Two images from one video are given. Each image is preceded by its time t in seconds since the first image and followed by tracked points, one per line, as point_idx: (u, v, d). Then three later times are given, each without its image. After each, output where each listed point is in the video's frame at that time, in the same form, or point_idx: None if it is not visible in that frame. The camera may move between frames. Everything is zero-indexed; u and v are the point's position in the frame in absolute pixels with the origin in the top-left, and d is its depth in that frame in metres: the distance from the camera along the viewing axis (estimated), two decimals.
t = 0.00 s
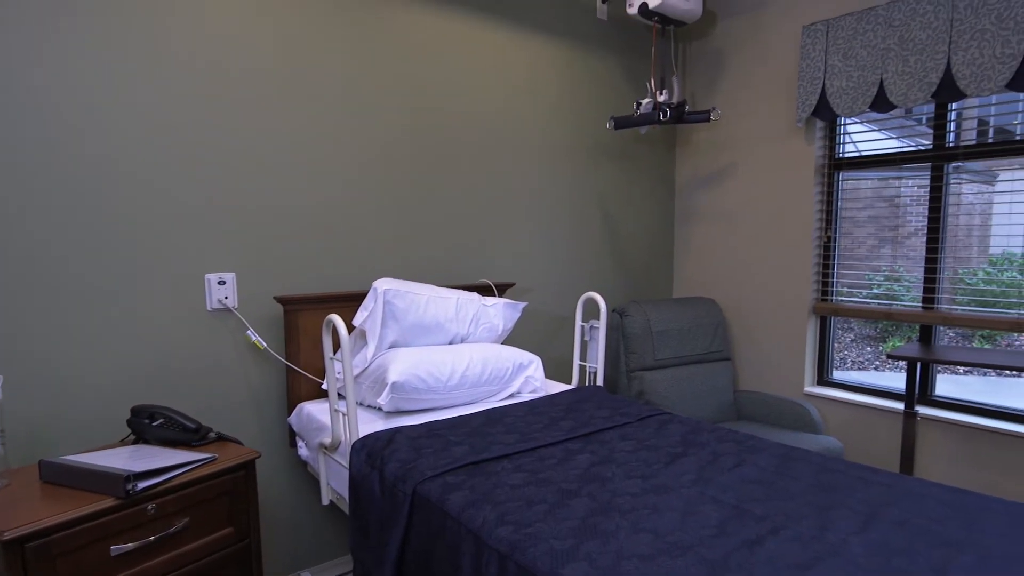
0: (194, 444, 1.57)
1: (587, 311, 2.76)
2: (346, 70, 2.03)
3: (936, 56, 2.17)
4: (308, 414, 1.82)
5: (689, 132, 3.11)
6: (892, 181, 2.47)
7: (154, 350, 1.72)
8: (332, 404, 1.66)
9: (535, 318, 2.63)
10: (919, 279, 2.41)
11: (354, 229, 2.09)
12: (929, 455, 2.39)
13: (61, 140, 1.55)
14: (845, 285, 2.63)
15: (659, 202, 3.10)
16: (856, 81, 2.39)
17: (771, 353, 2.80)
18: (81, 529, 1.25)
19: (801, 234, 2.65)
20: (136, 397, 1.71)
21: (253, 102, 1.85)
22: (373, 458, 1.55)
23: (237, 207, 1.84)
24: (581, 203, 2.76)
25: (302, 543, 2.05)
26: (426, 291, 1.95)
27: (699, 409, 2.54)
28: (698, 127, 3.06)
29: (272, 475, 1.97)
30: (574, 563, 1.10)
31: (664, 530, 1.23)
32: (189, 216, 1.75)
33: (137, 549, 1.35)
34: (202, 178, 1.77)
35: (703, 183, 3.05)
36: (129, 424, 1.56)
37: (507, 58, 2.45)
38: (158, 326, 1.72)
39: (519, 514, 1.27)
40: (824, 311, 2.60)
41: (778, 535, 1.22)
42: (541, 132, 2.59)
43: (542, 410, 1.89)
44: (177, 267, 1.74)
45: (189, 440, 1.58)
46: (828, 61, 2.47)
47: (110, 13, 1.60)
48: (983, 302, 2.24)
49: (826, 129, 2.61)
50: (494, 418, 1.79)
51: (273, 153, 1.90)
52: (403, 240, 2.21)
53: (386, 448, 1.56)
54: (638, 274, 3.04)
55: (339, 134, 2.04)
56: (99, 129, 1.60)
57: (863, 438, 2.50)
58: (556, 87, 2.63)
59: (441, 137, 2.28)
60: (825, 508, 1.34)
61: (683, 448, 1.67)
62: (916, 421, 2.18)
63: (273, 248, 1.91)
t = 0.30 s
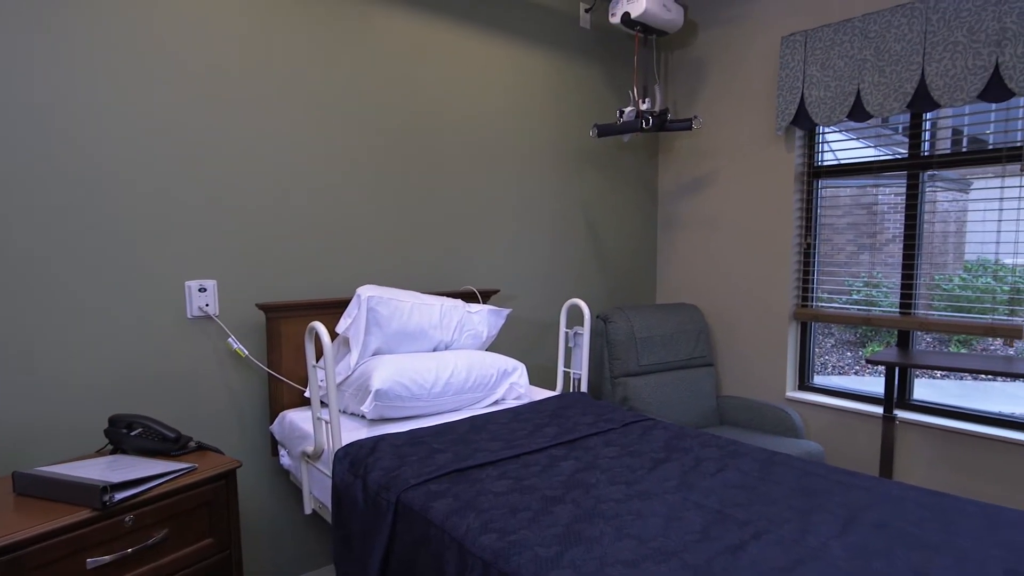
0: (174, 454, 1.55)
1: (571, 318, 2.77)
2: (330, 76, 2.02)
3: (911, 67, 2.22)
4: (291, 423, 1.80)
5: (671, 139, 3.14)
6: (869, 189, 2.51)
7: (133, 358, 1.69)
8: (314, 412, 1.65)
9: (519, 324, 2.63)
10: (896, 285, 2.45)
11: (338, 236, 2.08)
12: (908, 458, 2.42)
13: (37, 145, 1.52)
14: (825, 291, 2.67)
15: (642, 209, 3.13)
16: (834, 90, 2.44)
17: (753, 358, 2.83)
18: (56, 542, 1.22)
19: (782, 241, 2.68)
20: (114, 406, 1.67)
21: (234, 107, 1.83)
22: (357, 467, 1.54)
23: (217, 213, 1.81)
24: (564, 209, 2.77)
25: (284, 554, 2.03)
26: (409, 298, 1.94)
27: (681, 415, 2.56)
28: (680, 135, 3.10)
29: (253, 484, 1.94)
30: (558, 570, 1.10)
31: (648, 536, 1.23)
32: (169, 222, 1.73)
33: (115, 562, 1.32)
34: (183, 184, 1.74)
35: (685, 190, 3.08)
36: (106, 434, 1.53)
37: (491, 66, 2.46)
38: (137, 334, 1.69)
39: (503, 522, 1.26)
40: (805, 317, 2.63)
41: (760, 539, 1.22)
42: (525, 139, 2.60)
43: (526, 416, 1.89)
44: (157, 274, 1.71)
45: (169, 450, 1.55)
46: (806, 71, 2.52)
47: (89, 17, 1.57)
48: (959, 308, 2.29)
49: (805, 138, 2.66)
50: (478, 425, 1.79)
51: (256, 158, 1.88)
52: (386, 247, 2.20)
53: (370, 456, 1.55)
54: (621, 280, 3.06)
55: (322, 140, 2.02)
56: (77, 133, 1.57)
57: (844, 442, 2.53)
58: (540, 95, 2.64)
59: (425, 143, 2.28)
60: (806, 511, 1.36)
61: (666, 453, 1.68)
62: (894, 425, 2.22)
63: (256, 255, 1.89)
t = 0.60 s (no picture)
0: (155, 464, 1.53)
1: (557, 325, 2.78)
2: (315, 82, 2.02)
3: (889, 77, 2.27)
4: (274, 431, 1.78)
5: (655, 148, 3.17)
6: (850, 197, 2.55)
7: (113, 367, 1.66)
8: (298, 420, 1.64)
9: (505, 331, 2.63)
10: (877, 291, 2.49)
11: (322, 243, 2.06)
12: (889, 462, 2.45)
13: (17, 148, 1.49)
14: (807, 298, 2.70)
15: (627, 216, 3.15)
16: (814, 100, 2.48)
17: (737, 364, 2.85)
18: (32, 555, 1.20)
19: (765, 248, 2.71)
20: (93, 415, 1.64)
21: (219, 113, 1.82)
22: (341, 475, 1.52)
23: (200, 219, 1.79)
24: (550, 217, 2.78)
25: (266, 564, 2.00)
26: (395, 306, 1.94)
27: (667, 422, 2.57)
28: (664, 143, 3.13)
29: (234, 494, 1.92)
30: None
31: (633, 542, 1.23)
32: (151, 228, 1.70)
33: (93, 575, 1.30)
34: (165, 189, 1.73)
35: (669, 198, 3.11)
36: (85, 444, 1.51)
37: (477, 74, 2.47)
38: (117, 342, 1.67)
39: (489, 530, 1.26)
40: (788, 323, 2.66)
41: (744, 544, 1.23)
42: (511, 146, 2.61)
43: (512, 423, 1.89)
44: (139, 281, 1.69)
45: (150, 460, 1.53)
46: (788, 81, 2.56)
47: (71, 20, 1.56)
48: (938, 314, 2.33)
49: (786, 146, 2.70)
50: (463, 432, 1.78)
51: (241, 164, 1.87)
52: (371, 254, 2.19)
53: (354, 465, 1.54)
54: (607, 287, 3.08)
55: (307, 147, 2.01)
56: (58, 137, 1.55)
57: (827, 447, 2.56)
58: (526, 102, 2.66)
59: (411, 150, 2.28)
60: (789, 516, 1.37)
61: (651, 459, 1.68)
62: (876, 430, 2.25)
63: (239, 262, 1.88)
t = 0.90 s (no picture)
0: (135, 475, 1.50)
1: (543, 331, 2.78)
2: (301, 89, 2.02)
3: (869, 87, 2.31)
4: (259, 440, 1.77)
5: (641, 156, 3.20)
6: (832, 205, 2.59)
7: (93, 375, 1.64)
8: (283, 429, 1.62)
9: (492, 338, 2.63)
10: (859, 297, 2.53)
11: (308, 249, 2.06)
12: (872, 467, 2.48)
13: None
14: (791, 304, 2.73)
15: (613, 224, 3.17)
16: (796, 109, 2.52)
17: (723, 370, 2.87)
18: (9, 567, 1.17)
19: (749, 255, 2.74)
20: (73, 424, 1.62)
21: (203, 119, 1.81)
22: (326, 484, 1.51)
23: (184, 225, 1.78)
24: (537, 224, 2.79)
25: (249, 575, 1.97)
26: (381, 313, 1.93)
27: (653, 429, 2.58)
28: (649, 151, 3.15)
29: (218, 504, 1.89)
30: None
31: (619, 549, 1.23)
32: (134, 234, 1.69)
33: None
34: (148, 196, 1.71)
35: (655, 205, 3.13)
36: (64, 454, 1.48)
37: (463, 81, 2.48)
38: (97, 350, 1.65)
39: (475, 538, 1.25)
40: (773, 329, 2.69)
41: (729, 550, 1.24)
42: (497, 154, 2.62)
43: (498, 430, 1.89)
44: (121, 288, 1.67)
45: (130, 470, 1.51)
46: (770, 90, 2.60)
47: (53, 24, 1.55)
48: (918, 319, 2.37)
49: (769, 155, 2.73)
50: (450, 440, 1.78)
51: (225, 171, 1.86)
52: (357, 261, 2.19)
53: (340, 473, 1.53)
54: (593, 294, 3.09)
55: (293, 153, 2.01)
56: (38, 143, 1.53)
57: (811, 452, 2.58)
58: (512, 110, 2.67)
59: (397, 157, 2.28)
60: (774, 521, 1.38)
61: (637, 466, 1.69)
62: (859, 435, 2.27)
63: (224, 269, 1.86)
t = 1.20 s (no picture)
0: (121, 485, 1.48)
1: (533, 338, 2.79)
2: (290, 96, 2.02)
3: (854, 97, 2.34)
4: (247, 448, 1.75)
5: (630, 163, 3.22)
6: (819, 212, 2.62)
7: (77, 383, 1.62)
8: (271, 437, 1.61)
9: (481, 345, 2.63)
10: (846, 304, 2.55)
11: (297, 256, 2.05)
12: (860, 473, 2.50)
13: None
14: (779, 311, 2.75)
15: (602, 231, 3.18)
16: (783, 118, 2.55)
17: (712, 376, 2.88)
18: None
19: (737, 262, 2.76)
20: (56, 433, 1.59)
21: (192, 125, 1.80)
22: (315, 492, 1.50)
23: (171, 232, 1.77)
24: (527, 231, 2.80)
25: None
26: (371, 320, 1.93)
27: (642, 435, 2.58)
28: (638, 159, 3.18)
29: (204, 514, 1.87)
30: None
31: (609, 556, 1.23)
32: (121, 241, 1.68)
33: None
34: (135, 202, 1.70)
35: (644, 213, 3.15)
36: (47, 464, 1.46)
37: (453, 89, 2.49)
38: (83, 358, 1.63)
39: (465, 546, 1.25)
40: (761, 336, 2.71)
41: (718, 556, 1.24)
42: (487, 160, 2.63)
43: (488, 438, 1.89)
44: (107, 295, 1.66)
45: (115, 480, 1.48)
46: (757, 99, 2.63)
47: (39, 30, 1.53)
48: (904, 326, 2.39)
49: (757, 163, 2.76)
50: (440, 447, 1.77)
51: (214, 178, 1.85)
52: (346, 267, 2.18)
53: (329, 481, 1.51)
54: (583, 301, 3.10)
55: (282, 160, 2.00)
56: (23, 150, 1.52)
57: (799, 458, 2.60)
58: (502, 117, 2.69)
59: (387, 164, 2.29)
60: (762, 527, 1.39)
61: (627, 473, 1.69)
62: (847, 440, 2.29)
63: (212, 276, 1.85)
